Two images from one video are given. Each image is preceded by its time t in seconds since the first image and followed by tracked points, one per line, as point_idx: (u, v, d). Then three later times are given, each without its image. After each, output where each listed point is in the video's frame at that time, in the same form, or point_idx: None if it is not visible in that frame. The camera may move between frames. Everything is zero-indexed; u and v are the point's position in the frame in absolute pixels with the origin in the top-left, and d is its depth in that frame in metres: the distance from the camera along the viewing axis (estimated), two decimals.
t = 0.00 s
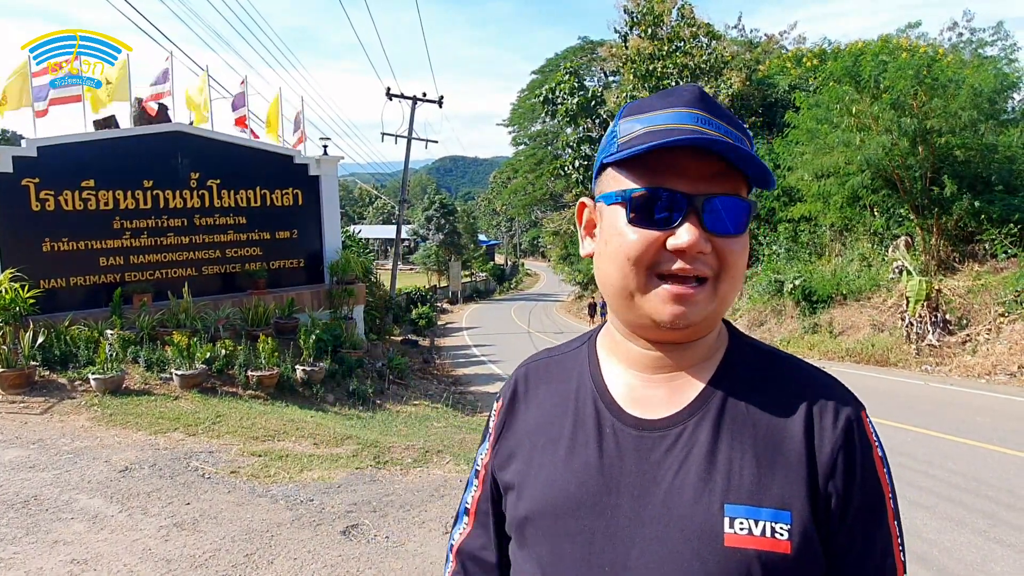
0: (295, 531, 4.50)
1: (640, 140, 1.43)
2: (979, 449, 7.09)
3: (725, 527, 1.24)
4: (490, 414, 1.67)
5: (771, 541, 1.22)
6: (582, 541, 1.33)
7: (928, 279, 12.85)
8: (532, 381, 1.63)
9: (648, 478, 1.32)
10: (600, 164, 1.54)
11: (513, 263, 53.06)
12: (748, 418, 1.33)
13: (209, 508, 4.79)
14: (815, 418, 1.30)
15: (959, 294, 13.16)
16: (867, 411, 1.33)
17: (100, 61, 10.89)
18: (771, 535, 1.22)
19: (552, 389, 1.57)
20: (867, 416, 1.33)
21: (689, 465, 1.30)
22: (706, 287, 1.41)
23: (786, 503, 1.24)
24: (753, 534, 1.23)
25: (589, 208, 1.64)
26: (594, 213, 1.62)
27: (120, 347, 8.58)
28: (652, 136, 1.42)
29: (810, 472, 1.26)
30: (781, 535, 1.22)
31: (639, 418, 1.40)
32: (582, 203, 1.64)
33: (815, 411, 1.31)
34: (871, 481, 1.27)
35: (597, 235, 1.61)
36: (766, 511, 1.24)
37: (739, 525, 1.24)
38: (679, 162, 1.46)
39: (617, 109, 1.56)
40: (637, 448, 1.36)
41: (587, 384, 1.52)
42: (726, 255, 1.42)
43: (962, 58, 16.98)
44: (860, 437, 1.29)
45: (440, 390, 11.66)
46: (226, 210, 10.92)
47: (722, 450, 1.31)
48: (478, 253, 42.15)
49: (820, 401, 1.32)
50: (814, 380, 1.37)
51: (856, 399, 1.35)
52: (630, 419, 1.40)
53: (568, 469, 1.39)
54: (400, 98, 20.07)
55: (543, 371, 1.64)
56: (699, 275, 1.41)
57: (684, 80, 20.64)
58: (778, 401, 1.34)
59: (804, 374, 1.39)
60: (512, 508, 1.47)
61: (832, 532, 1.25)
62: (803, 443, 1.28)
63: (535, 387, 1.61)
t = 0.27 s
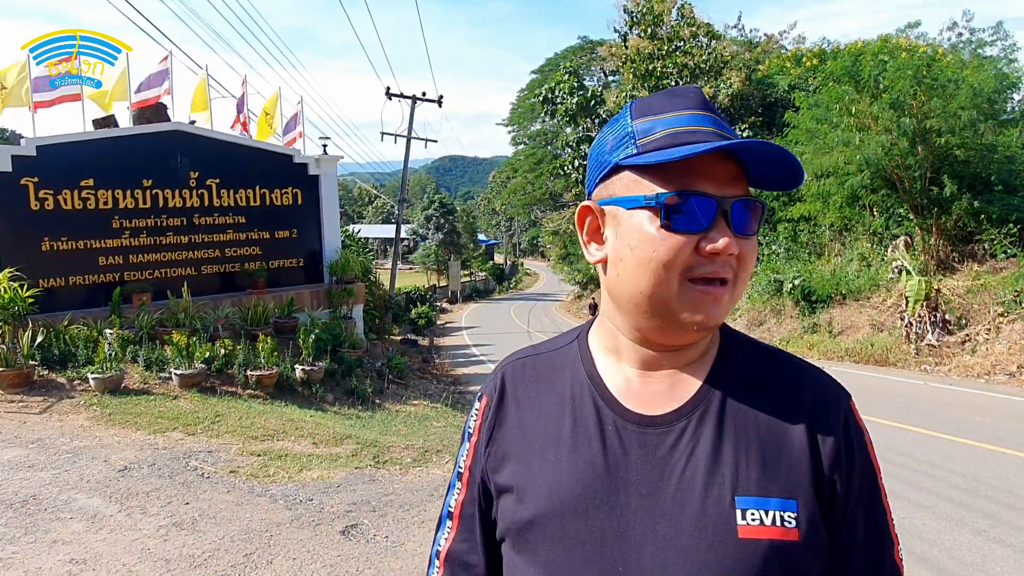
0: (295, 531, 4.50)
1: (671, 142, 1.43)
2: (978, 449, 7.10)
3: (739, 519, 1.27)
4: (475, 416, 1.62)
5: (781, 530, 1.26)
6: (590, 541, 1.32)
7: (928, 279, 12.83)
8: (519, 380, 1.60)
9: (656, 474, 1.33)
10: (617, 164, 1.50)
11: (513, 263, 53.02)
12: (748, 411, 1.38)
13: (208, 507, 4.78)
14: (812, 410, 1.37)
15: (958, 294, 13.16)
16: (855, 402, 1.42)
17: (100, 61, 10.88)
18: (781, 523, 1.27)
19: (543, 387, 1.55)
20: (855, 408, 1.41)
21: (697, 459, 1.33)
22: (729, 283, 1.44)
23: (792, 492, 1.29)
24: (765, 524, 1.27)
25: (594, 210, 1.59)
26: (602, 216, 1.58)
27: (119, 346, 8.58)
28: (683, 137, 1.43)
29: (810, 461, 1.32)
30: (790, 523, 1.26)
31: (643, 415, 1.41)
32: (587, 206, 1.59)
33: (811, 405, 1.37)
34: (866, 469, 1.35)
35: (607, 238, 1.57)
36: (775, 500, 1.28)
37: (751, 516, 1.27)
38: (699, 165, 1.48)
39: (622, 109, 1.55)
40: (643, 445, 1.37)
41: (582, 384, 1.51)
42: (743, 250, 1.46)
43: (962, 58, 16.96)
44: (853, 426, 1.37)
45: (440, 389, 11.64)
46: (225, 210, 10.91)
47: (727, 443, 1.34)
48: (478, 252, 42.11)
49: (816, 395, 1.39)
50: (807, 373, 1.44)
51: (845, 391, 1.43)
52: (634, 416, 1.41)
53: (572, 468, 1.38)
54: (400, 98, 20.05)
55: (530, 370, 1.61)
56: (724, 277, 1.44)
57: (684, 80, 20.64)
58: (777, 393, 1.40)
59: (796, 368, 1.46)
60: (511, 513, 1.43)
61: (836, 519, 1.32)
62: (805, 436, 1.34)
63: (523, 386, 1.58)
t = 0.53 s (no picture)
0: (294, 531, 4.50)
1: (670, 150, 1.43)
2: (977, 448, 7.10)
3: (744, 507, 1.30)
4: (470, 415, 1.59)
5: (782, 515, 1.30)
6: (600, 538, 1.32)
7: (927, 279, 12.81)
8: (514, 379, 1.58)
9: (662, 468, 1.34)
10: (616, 166, 1.50)
11: (512, 263, 52.98)
12: (748, 400, 1.41)
13: (207, 507, 4.78)
14: (812, 399, 1.41)
15: (957, 293, 13.16)
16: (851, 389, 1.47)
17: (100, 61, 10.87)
18: (779, 509, 1.30)
19: (542, 384, 1.54)
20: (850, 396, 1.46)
21: (701, 450, 1.35)
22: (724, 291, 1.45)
23: (795, 478, 1.33)
24: (768, 511, 1.30)
25: (592, 209, 1.59)
26: (600, 215, 1.58)
27: (118, 346, 8.58)
28: (681, 145, 1.43)
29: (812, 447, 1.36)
30: (790, 507, 1.31)
31: (645, 409, 1.42)
32: (585, 203, 1.59)
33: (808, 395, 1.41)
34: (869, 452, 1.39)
35: (605, 239, 1.58)
36: (777, 486, 1.32)
37: (756, 504, 1.30)
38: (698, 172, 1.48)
39: (626, 109, 1.55)
40: (648, 437, 1.38)
41: (580, 382, 1.50)
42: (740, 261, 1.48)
43: (962, 58, 16.92)
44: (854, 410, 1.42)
45: (439, 389, 11.63)
46: (224, 209, 10.91)
47: (730, 433, 1.36)
48: (477, 252, 42.04)
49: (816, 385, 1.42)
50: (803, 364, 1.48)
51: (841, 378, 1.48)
52: (637, 410, 1.42)
53: (577, 465, 1.37)
54: (400, 97, 20.04)
55: (526, 368, 1.60)
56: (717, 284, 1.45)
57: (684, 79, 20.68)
58: (776, 383, 1.44)
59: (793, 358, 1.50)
60: (515, 513, 1.41)
61: (844, 503, 1.36)
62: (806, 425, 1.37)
63: (520, 384, 1.56)
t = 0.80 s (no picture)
0: (294, 531, 4.50)
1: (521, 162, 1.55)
2: (976, 447, 7.11)
3: (687, 529, 1.21)
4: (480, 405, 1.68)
5: (732, 545, 1.18)
6: (551, 537, 1.34)
7: (927, 278, 12.82)
8: (519, 374, 1.64)
9: (619, 478, 1.30)
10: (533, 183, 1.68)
11: (511, 262, 52.98)
12: (718, 416, 1.29)
13: (207, 508, 4.78)
14: (788, 427, 1.23)
15: (957, 293, 13.18)
16: (847, 416, 1.26)
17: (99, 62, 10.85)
18: (732, 538, 1.19)
19: (539, 382, 1.57)
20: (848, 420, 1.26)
21: (657, 466, 1.27)
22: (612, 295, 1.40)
23: (751, 507, 1.20)
24: (714, 537, 1.19)
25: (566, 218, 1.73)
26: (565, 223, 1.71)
27: (118, 346, 8.57)
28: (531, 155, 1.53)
29: (777, 478, 1.21)
30: (743, 539, 1.18)
31: (612, 416, 1.38)
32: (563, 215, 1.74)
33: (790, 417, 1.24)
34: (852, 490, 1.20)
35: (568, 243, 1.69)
36: (729, 514, 1.20)
37: (701, 527, 1.21)
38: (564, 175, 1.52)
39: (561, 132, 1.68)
40: (609, 445, 1.34)
41: (569, 382, 1.51)
42: (639, 268, 1.40)
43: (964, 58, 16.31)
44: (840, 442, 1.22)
45: (438, 389, 11.63)
46: (224, 209, 10.90)
47: (692, 451, 1.27)
48: (476, 252, 42.02)
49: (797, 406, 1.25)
50: (791, 382, 1.30)
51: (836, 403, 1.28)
52: (603, 417, 1.39)
53: (544, 464, 1.40)
54: (399, 97, 20.05)
55: (534, 365, 1.63)
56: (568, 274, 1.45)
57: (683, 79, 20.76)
58: (753, 403, 1.28)
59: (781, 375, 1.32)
60: (491, 500, 1.49)
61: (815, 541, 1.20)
62: (772, 453, 1.22)
63: (524, 380, 1.61)
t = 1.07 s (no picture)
0: (295, 531, 4.50)
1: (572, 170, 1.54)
2: (977, 448, 7.10)
3: (676, 551, 1.13)
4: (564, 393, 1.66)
5: None
6: (578, 530, 1.31)
7: (927, 279, 12.82)
8: (603, 367, 1.59)
9: (637, 485, 1.22)
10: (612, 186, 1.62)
11: (511, 262, 53.00)
12: (740, 436, 1.13)
13: (208, 508, 4.77)
14: (799, 460, 1.06)
15: (957, 293, 13.17)
16: (877, 467, 1.02)
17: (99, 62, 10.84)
18: (718, 571, 1.08)
19: (613, 377, 1.51)
20: (878, 473, 1.02)
21: (667, 481, 1.18)
22: (622, 306, 1.36)
23: (743, 544, 1.07)
24: (697, 564, 1.10)
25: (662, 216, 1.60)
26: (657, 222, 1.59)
27: (118, 345, 8.57)
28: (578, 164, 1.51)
29: (774, 520, 1.06)
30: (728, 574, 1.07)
31: (645, 422, 1.29)
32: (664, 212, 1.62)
33: (802, 451, 1.06)
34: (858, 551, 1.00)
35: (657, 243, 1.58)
36: (719, 545, 1.09)
37: (688, 552, 1.11)
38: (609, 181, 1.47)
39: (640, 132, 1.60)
40: (638, 450, 1.26)
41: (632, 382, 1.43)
42: (644, 280, 1.32)
43: (963, 59, 16.72)
44: (850, 496, 1.01)
45: (439, 389, 11.62)
46: (224, 208, 10.90)
47: (700, 475, 1.14)
48: (476, 252, 42.02)
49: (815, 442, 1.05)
50: (819, 413, 1.08)
51: (868, 445, 1.04)
52: (640, 420, 1.30)
53: (587, 458, 1.36)
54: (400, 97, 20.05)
55: (620, 360, 1.57)
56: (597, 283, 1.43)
57: (683, 79, 20.51)
58: (773, 430, 1.10)
59: (812, 400, 1.10)
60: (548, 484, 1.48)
61: None
62: (773, 493, 1.06)
63: (604, 375, 1.55)
